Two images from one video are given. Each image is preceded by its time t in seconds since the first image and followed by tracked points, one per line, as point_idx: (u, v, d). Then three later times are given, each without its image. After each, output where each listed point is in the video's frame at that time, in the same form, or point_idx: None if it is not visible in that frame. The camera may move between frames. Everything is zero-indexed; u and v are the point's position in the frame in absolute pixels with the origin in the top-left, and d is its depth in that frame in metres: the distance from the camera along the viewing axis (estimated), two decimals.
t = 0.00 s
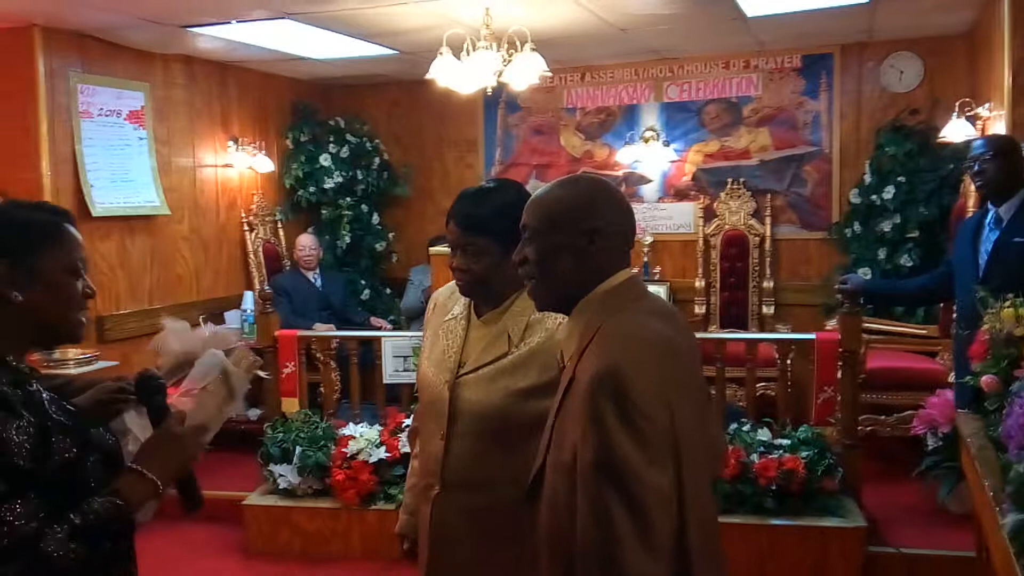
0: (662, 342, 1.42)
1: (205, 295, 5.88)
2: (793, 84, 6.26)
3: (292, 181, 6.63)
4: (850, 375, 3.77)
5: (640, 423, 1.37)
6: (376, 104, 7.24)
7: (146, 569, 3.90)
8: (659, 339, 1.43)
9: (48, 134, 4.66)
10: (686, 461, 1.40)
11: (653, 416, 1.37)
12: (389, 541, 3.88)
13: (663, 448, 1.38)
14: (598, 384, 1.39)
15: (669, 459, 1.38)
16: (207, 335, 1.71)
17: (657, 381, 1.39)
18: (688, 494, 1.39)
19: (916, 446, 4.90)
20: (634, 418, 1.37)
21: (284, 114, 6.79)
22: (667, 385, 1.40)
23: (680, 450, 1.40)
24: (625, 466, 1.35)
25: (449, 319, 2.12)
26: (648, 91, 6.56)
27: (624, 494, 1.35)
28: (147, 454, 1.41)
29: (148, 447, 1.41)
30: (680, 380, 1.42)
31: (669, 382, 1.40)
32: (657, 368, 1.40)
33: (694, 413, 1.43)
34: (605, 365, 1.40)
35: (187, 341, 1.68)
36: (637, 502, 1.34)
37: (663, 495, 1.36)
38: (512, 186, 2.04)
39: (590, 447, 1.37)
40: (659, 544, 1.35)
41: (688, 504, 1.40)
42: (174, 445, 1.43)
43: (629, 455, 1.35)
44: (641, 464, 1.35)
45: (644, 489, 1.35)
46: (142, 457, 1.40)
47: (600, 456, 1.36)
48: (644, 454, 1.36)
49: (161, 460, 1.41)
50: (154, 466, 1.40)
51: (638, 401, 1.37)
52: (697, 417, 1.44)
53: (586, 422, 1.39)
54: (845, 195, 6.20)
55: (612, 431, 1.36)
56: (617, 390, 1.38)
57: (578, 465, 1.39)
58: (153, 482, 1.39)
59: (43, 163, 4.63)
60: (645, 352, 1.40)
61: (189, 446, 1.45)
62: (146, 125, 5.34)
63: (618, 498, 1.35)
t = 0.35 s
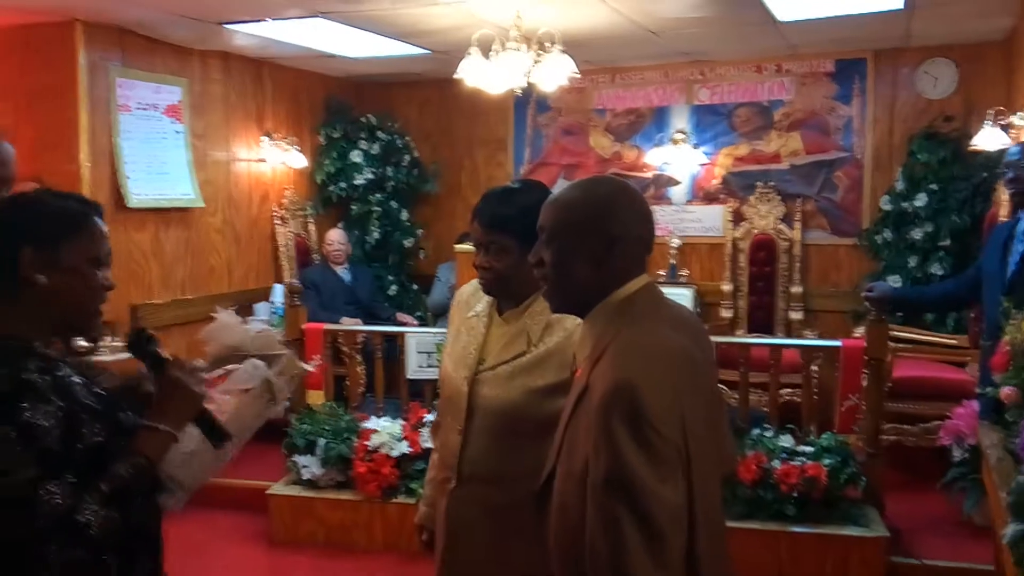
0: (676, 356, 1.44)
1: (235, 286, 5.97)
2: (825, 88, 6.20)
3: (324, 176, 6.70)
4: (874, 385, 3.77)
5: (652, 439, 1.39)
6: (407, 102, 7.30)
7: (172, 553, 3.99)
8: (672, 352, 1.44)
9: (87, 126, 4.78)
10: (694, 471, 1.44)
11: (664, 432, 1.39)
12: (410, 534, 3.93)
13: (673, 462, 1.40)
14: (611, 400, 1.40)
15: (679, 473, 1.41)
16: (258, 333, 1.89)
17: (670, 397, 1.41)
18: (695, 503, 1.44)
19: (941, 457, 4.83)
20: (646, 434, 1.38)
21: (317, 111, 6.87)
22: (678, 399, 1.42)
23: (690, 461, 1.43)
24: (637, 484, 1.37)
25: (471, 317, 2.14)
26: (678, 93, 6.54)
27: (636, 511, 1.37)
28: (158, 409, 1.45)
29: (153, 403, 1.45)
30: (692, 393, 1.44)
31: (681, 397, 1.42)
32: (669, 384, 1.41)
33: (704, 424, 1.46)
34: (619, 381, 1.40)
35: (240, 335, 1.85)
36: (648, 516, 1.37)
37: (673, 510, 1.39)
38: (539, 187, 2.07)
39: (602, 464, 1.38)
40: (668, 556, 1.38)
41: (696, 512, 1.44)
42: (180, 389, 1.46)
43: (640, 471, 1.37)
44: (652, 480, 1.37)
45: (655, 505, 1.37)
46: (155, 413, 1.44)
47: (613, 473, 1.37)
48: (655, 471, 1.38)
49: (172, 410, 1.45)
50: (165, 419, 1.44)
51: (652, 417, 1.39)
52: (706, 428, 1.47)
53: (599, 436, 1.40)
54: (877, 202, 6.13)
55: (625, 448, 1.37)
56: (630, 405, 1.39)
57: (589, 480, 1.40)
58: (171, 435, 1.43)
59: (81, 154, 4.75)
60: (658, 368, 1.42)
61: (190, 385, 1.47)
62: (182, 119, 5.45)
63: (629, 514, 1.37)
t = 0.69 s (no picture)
0: (706, 362, 1.49)
1: (263, 298, 6.06)
2: (847, 92, 6.21)
3: (349, 188, 6.81)
4: (901, 388, 3.75)
5: (686, 443, 1.42)
6: (430, 114, 7.38)
7: (207, 562, 4.06)
8: (704, 359, 1.49)
9: (117, 142, 4.88)
10: (724, 476, 1.47)
11: (698, 436, 1.43)
12: (440, 541, 3.98)
13: (706, 466, 1.43)
14: (646, 405, 1.43)
15: (712, 477, 1.44)
16: (292, 343, 2.15)
17: (703, 403, 1.45)
18: (726, 507, 1.47)
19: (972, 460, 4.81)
20: (680, 438, 1.42)
21: (342, 123, 6.97)
22: (711, 405, 1.46)
23: (721, 466, 1.47)
24: (672, 487, 1.40)
25: (500, 325, 2.20)
26: (700, 99, 6.56)
27: (671, 513, 1.40)
28: (197, 417, 1.51)
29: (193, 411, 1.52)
30: (722, 398, 1.48)
31: (713, 402, 1.46)
32: (701, 390, 1.45)
33: (735, 429, 1.50)
34: (654, 386, 1.44)
35: (274, 345, 2.12)
36: (683, 519, 1.40)
37: (707, 513, 1.42)
38: (564, 198, 2.12)
39: (638, 467, 1.42)
40: (703, 558, 1.41)
41: (728, 516, 1.48)
42: (215, 395, 1.53)
43: (675, 474, 1.41)
44: (686, 483, 1.41)
45: (690, 508, 1.40)
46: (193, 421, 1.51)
47: (648, 475, 1.41)
48: (689, 473, 1.42)
49: (211, 417, 1.51)
50: (206, 427, 1.51)
51: (685, 421, 1.43)
52: (736, 434, 1.50)
53: (634, 441, 1.43)
54: (900, 205, 6.12)
55: (660, 452, 1.41)
56: (665, 410, 1.43)
57: (624, 482, 1.44)
58: (213, 440, 1.51)
59: (111, 170, 4.85)
60: (691, 374, 1.46)
61: (226, 393, 1.53)
62: (210, 134, 5.55)
63: (664, 516, 1.40)
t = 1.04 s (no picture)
0: (726, 368, 1.52)
1: (269, 319, 6.09)
2: (844, 104, 6.30)
3: (354, 208, 6.86)
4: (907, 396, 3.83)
5: (707, 445, 1.46)
6: (433, 132, 7.44)
7: None
8: (725, 364, 1.52)
9: (120, 166, 4.91)
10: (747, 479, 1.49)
11: (719, 439, 1.46)
12: (456, 560, 4.00)
13: (728, 469, 1.46)
14: (668, 409, 1.48)
15: (734, 479, 1.47)
16: (301, 357, 1.64)
17: (724, 408, 1.48)
18: (749, 512, 1.49)
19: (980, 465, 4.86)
20: (701, 440, 1.46)
21: (346, 143, 7.03)
22: (732, 410, 1.49)
23: (744, 470, 1.49)
24: (693, 487, 1.44)
25: (518, 344, 2.25)
26: (700, 113, 6.65)
27: (693, 513, 1.44)
28: (260, 459, 1.47)
29: (257, 450, 1.48)
30: (744, 404, 1.51)
31: (734, 407, 1.49)
32: (722, 394, 1.49)
33: (757, 435, 1.52)
34: (675, 391, 1.49)
35: (277, 359, 1.60)
36: (705, 520, 1.43)
37: (729, 514, 1.44)
38: (577, 218, 2.16)
39: (660, 468, 1.46)
40: (725, 559, 1.43)
41: (751, 521, 1.49)
42: (281, 442, 1.49)
43: (696, 475, 1.44)
44: (707, 484, 1.44)
45: (711, 509, 1.43)
46: (256, 463, 1.47)
47: (671, 476, 1.45)
48: (710, 474, 1.45)
49: (273, 462, 1.48)
50: (267, 471, 1.47)
51: (706, 424, 1.46)
52: (759, 441, 1.52)
53: (656, 444, 1.48)
54: (900, 214, 6.21)
55: (682, 454, 1.45)
56: (686, 413, 1.47)
57: (648, 485, 1.48)
58: (269, 485, 1.47)
59: (115, 194, 4.88)
60: (711, 379, 1.49)
61: (296, 441, 1.50)
62: (213, 156, 5.59)
63: (686, 516, 1.44)
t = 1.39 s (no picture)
0: (723, 379, 1.53)
1: (261, 327, 6.08)
2: (836, 120, 6.35)
3: (347, 217, 6.87)
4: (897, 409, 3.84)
5: (704, 454, 1.47)
6: (427, 142, 7.47)
7: None
8: (721, 375, 1.54)
9: (114, 173, 4.90)
10: (744, 489, 1.50)
11: (716, 448, 1.48)
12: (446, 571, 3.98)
13: (725, 478, 1.48)
14: (666, 418, 1.49)
15: (731, 488, 1.48)
16: (288, 353, 1.60)
17: (721, 418, 1.49)
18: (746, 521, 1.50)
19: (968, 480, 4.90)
20: (698, 449, 1.47)
21: (340, 152, 7.04)
22: (729, 420, 1.50)
23: (741, 480, 1.50)
24: (691, 495, 1.45)
25: (515, 357, 2.26)
26: (693, 127, 6.69)
27: (690, 521, 1.45)
28: (266, 466, 1.51)
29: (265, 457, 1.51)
30: (740, 414, 1.53)
31: (731, 417, 1.51)
32: (719, 405, 1.50)
33: (754, 445, 1.54)
34: (672, 401, 1.50)
35: (266, 358, 1.57)
36: (702, 527, 1.44)
37: (726, 522, 1.46)
38: (574, 231, 2.17)
39: (659, 477, 1.47)
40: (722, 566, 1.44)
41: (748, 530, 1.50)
42: (289, 452, 1.52)
43: (694, 483, 1.45)
44: (705, 492, 1.45)
45: (708, 516, 1.45)
46: (262, 469, 1.50)
47: (669, 485, 1.46)
48: (707, 483, 1.46)
49: (279, 470, 1.51)
50: (273, 478, 1.51)
51: (704, 434, 1.48)
52: (755, 451, 1.54)
53: (655, 454, 1.49)
54: (891, 229, 6.26)
55: (680, 463, 1.46)
56: (684, 423, 1.49)
57: (646, 493, 1.49)
58: (276, 494, 1.51)
59: (109, 201, 4.87)
60: (709, 390, 1.51)
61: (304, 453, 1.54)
62: (207, 165, 5.59)
63: (685, 523, 1.45)
